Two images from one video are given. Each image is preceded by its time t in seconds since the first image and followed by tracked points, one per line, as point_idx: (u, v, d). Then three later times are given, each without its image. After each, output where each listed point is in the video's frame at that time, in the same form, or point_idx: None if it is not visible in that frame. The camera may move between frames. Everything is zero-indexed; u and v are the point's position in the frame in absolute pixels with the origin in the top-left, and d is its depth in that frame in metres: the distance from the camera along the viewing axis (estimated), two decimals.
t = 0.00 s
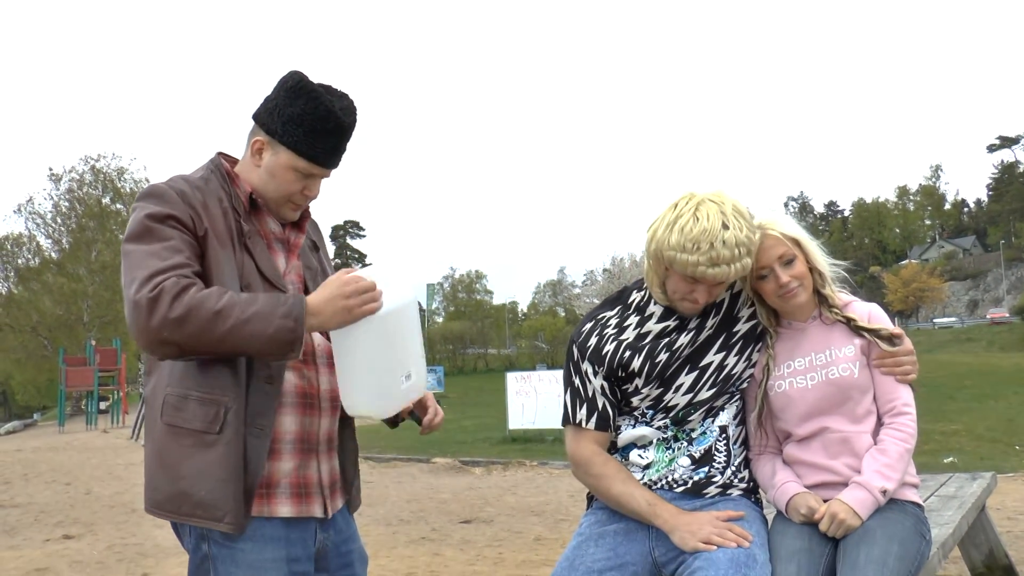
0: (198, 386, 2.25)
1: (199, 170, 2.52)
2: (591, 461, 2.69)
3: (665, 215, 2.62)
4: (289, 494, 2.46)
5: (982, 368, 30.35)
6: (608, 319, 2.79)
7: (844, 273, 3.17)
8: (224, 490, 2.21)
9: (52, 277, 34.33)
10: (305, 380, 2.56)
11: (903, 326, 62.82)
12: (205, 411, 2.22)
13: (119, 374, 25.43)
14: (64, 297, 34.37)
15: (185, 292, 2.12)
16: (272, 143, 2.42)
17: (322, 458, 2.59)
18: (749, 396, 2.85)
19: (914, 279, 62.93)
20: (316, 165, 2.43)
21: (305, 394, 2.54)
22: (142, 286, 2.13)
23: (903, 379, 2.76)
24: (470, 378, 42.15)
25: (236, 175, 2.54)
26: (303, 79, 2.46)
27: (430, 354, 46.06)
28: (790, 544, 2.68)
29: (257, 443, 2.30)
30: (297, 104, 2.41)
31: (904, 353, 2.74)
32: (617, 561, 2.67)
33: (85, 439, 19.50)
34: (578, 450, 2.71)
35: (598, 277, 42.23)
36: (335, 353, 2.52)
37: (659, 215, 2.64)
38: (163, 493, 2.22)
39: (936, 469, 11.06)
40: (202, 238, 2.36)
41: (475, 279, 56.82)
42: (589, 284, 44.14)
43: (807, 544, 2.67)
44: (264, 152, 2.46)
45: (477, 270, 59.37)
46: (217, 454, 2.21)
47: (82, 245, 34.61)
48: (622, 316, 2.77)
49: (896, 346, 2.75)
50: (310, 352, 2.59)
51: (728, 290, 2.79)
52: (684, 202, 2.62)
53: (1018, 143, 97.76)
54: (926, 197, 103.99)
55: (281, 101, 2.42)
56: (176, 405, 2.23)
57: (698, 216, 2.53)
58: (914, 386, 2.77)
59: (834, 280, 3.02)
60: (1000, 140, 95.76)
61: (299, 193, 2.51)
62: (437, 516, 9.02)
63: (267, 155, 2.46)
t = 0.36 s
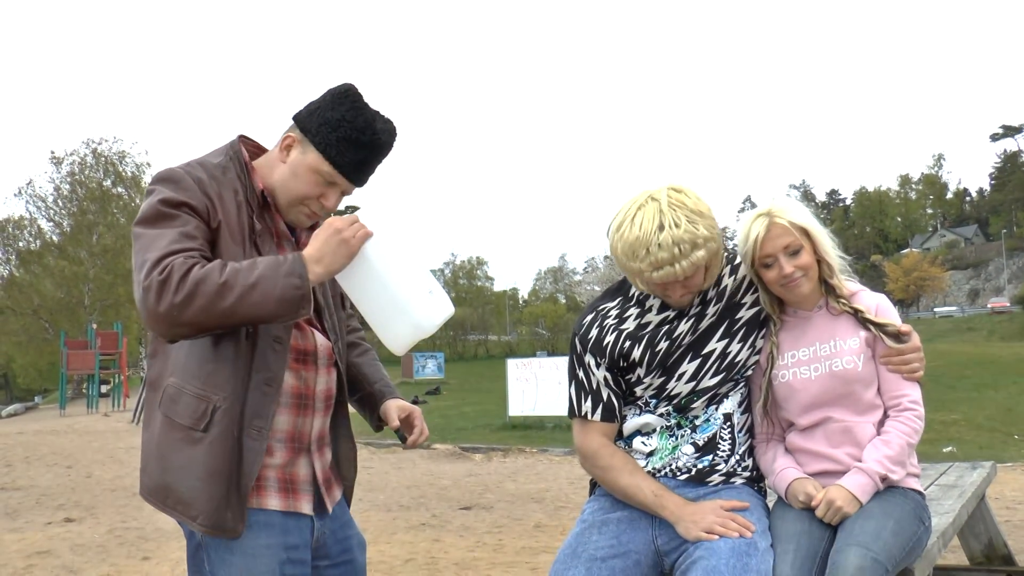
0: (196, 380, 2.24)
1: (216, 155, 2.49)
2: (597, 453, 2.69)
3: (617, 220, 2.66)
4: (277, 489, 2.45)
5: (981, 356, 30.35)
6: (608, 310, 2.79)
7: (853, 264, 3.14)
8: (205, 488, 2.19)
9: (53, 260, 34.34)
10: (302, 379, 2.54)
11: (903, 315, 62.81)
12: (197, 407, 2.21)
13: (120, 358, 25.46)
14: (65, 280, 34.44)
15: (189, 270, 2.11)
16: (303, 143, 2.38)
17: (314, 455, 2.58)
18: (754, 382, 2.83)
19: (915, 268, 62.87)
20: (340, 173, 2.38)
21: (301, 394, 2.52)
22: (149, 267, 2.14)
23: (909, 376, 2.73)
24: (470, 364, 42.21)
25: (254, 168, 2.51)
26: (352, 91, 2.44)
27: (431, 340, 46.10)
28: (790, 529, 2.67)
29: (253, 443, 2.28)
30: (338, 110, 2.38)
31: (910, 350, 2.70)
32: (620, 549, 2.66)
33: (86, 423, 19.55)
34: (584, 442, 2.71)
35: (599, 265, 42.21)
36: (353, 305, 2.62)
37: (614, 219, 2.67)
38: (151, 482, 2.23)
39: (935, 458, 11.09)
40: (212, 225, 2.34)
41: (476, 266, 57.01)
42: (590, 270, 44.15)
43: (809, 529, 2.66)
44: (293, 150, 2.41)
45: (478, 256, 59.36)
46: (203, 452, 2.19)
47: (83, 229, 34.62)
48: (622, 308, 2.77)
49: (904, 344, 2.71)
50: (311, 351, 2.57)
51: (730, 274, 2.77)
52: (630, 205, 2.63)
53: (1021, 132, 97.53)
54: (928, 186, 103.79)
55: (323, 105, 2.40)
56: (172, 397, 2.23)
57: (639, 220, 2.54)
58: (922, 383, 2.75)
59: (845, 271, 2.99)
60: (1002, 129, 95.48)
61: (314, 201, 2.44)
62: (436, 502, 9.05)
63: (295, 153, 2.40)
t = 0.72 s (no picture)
0: (208, 374, 2.24)
1: (237, 149, 2.48)
2: (598, 449, 2.69)
3: (638, 215, 2.63)
4: (278, 486, 2.44)
5: (982, 352, 30.28)
6: (610, 304, 2.78)
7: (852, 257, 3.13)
8: (210, 485, 2.19)
9: (53, 255, 34.39)
10: (307, 378, 2.55)
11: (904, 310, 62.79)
12: (207, 404, 2.21)
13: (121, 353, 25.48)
14: (65, 275, 34.47)
15: (208, 266, 2.10)
16: (330, 140, 2.39)
17: (314, 454, 2.58)
18: (754, 376, 2.83)
19: (916, 263, 62.85)
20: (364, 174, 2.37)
21: (305, 393, 2.52)
22: (169, 259, 2.13)
23: (907, 362, 2.74)
24: (470, 359, 42.24)
25: (274, 166, 2.50)
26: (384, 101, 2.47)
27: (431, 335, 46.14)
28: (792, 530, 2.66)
29: (263, 442, 2.28)
30: (368, 113, 2.41)
31: (906, 332, 2.72)
32: (621, 544, 2.66)
33: (87, 418, 19.58)
34: (584, 438, 2.72)
35: (599, 260, 42.21)
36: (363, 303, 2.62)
37: (634, 213, 2.65)
38: (156, 473, 2.23)
39: (935, 454, 11.09)
40: (233, 222, 2.34)
41: (477, 261, 57.17)
42: (590, 266, 44.16)
43: (809, 531, 2.66)
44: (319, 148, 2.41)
45: (478, 251, 59.39)
46: (211, 448, 2.19)
47: (84, 224, 34.72)
48: (624, 302, 2.76)
49: (902, 329, 2.72)
50: (318, 351, 2.58)
51: (733, 271, 2.77)
52: (654, 202, 2.62)
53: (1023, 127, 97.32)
54: (929, 181, 103.72)
55: (353, 107, 2.42)
56: (182, 391, 2.23)
57: (664, 217, 2.52)
58: (919, 368, 2.76)
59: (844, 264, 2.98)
60: (1003, 124, 95.30)
61: (335, 200, 2.42)
62: (437, 497, 9.06)
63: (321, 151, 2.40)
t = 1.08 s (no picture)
0: (218, 371, 2.23)
1: (242, 146, 2.48)
2: (599, 448, 2.68)
3: (626, 212, 2.64)
4: (287, 483, 2.44)
5: (983, 348, 30.25)
6: (609, 303, 2.78)
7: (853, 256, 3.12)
8: (221, 481, 2.18)
9: (54, 253, 34.41)
10: (315, 376, 2.55)
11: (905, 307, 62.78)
12: (218, 400, 2.20)
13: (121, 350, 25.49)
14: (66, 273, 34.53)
15: (219, 264, 2.10)
16: (336, 125, 2.41)
17: (321, 451, 2.58)
18: (754, 373, 2.82)
19: (917, 260, 62.84)
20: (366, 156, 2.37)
21: (313, 391, 2.53)
22: (180, 255, 2.12)
23: (913, 375, 2.73)
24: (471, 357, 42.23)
25: (281, 163, 2.51)
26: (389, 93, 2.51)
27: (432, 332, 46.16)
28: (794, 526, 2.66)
29: (273, 437, 2.28)
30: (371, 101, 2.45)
31: (916, 348, 2.72)
32: (622, 542, 2.66)
33: (88, 416, 19.60)
34: (585, 436, 2.71)
35: (600, 257, 42.23)
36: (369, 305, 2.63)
37: (622, 212, 2.65)
38: (167, 471, 2.22)
39: (935, 450, 11.09)
40: (241, 217, 2.34)
41: (477, 258, 57.23)
42: (590, 263, 44.19)
43: (811, 525, 2.66)
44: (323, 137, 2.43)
45: (479, 249, 59.43)
46: (224, 444, 2.19)
47: (84, 222, 34.76)
48: (622, 301, 2.76)
49: (911, 343, 2.72)
50: (325, 349, 2.58)
51: (730, 268, 2.77)
52: (642, 197, 2.62)
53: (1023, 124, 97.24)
54: (929, 178, 103.69)
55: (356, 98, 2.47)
56: (193, 387, 2.23)
57: (652, 211, 2.53)
58: (926, 382, 2.75)
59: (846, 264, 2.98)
60: (1003, 121, 95.25)
61: (333, 178, 2.39)
62: (438, 494, 9.07)
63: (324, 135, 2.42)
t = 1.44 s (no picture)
0: (230, 356, 2.25)
1: (229, 136, 2.48)
2: (596, 433, 2.69)
3: (641, 197, 2.61)
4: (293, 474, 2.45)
5: (984, 341, 30.27)
6: (608, 291, 2.77)
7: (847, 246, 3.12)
8: (249, 463, 2.21)
9: (54, 249, 34.42)
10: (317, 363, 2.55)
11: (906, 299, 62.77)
12: (235, 384, 2.22)
13: (122, 346, 25.50)
14: (67, 269, 34.56)
15: (238, 273, 2.14)
16: (308, 115, 2.41)
17: (328, 440, 2.59)
18: (752, 366, 2.82)
19: (918, 252, 62.85)
20: (357, 125, 2.44)
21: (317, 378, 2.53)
22: (197, 253, 2.14)
23: (903, 350, 2.73)
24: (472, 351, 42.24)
25: (266, 147, 2.52)
26: (312, 46, 2.45)
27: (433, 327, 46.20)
28: (792, 516, 2.65)
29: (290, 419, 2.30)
30: (326, 71, 2.41)
31: (902, 320, 2.72)
32: (621, 534, 2.66)
33: (89, 411, 19.62)
34: (582, 422, 2.71)
35: (601, 250, 42.26)
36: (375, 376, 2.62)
37: (636, 197, 2.63)
38: (185, 460, 2.22)
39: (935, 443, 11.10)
40: (240, 207, 2.35)
41: (478, 253, 57.28)
42: (591, 257, 44.20)
43: (809, 515, 2.65)
44: (301, 127, 2.43)
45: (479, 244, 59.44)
46: (244, 428, 2.21)
47: (84, 217, 34.75)
48: (622, 290, 2.75)
49: (897, 316, 2.73)
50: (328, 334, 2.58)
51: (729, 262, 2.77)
52: (659, 181, 2.60)
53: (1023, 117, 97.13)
54: (929, 171, 103.60)
55: (306, 72, 2.41)
56: (204, 373, 2.23)
57: (673, 194, 2.52)
58: (914, 354, 2.75)
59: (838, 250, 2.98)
60: (1004, 114, 95.16)
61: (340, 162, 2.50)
62: (439, 488, 9.09)
63: (305, 128, 2.43)
